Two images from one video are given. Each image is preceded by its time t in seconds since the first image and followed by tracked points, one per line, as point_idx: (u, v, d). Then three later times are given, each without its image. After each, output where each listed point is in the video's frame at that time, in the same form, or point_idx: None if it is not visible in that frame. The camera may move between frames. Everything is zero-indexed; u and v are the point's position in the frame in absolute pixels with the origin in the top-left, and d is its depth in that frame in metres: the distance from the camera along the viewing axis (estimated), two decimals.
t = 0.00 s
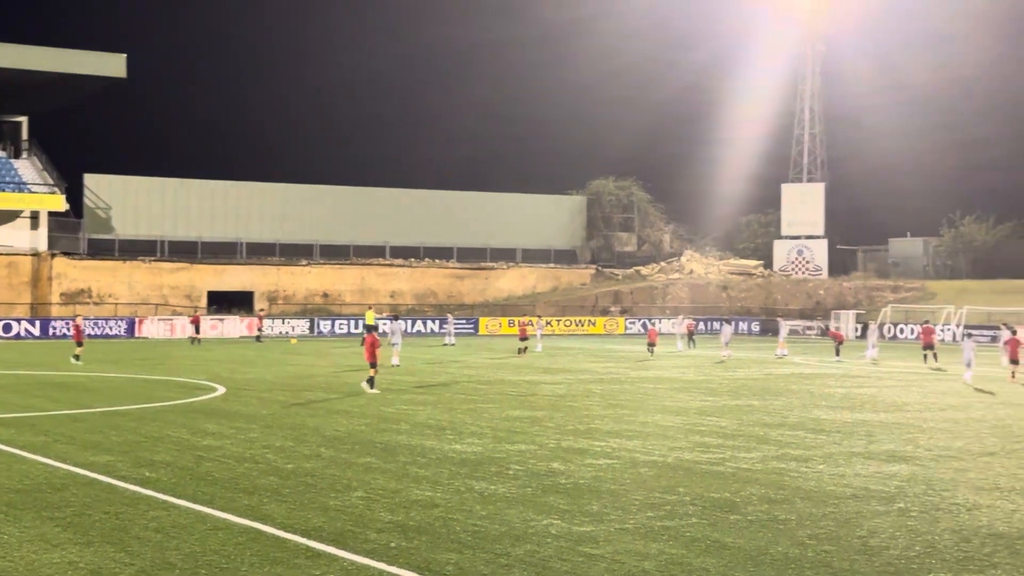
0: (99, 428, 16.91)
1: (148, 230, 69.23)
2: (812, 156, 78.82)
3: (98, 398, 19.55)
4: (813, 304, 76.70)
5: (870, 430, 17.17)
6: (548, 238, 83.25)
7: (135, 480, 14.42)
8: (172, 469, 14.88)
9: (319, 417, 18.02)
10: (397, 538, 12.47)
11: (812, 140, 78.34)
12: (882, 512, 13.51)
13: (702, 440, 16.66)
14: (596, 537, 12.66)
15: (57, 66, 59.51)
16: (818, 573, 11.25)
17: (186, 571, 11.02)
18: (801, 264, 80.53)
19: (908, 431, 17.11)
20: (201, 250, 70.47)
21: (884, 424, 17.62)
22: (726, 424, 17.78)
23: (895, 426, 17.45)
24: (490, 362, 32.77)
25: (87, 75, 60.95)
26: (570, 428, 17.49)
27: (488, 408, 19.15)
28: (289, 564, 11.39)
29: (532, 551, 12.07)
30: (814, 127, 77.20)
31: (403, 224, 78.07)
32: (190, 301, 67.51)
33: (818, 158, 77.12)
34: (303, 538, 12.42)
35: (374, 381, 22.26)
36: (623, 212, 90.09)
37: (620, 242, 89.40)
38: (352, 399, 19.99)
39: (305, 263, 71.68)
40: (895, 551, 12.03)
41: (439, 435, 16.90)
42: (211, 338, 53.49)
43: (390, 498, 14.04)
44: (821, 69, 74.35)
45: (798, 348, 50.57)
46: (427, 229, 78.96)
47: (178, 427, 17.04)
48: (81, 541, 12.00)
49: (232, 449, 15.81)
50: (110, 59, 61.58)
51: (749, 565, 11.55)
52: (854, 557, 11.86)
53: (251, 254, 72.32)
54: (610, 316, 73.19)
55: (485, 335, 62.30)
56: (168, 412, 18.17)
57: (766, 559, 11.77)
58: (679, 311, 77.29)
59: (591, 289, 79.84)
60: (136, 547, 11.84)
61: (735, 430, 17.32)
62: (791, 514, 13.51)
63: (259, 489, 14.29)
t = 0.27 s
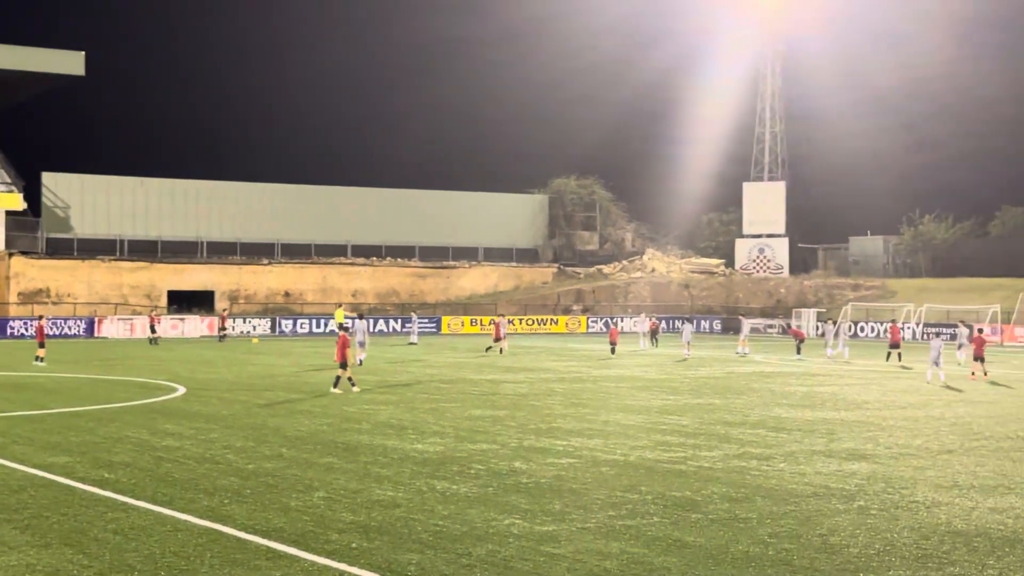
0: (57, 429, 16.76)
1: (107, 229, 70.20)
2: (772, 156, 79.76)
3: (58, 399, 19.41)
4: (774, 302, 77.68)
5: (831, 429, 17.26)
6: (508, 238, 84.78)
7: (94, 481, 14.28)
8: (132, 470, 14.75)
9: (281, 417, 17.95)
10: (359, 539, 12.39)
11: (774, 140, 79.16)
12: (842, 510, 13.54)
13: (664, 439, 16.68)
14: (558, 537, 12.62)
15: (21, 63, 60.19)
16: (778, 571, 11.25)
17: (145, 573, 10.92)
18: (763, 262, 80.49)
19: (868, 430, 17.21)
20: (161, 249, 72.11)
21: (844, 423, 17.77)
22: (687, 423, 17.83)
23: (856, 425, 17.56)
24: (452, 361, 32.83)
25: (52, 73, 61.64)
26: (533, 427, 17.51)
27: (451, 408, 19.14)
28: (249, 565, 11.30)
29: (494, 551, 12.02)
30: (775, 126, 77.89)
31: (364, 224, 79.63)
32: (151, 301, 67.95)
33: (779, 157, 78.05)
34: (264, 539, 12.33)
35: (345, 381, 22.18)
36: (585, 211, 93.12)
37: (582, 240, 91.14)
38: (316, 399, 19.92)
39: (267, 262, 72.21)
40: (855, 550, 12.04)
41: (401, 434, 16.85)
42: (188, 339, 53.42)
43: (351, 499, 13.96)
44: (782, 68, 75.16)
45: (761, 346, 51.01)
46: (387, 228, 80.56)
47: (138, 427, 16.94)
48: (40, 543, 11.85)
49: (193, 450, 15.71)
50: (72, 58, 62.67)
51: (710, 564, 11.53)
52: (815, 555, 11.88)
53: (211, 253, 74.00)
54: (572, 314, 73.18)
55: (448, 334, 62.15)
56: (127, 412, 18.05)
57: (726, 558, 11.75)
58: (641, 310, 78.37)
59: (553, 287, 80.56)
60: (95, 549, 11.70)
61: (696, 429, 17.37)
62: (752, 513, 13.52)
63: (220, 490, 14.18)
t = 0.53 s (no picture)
0: (29, 429, 16.63)
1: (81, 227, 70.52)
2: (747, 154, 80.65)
3: (30, 398, 19.27)
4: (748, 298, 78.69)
5: (805, 425, 17.35)
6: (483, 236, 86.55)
7: (66, 481, 14.17)
8: (105, 469, 14.65)
9: (255, 415, 17.91)
10: (333, 538, 12.35)
11: (748, 137, 79.94)
12: (817, 507, 13.57)
13: (639, 436, 16.73)
14: (533, 534, 12.60)
15: (13, 62, 60.80)
16: (753, 568, 11.26)
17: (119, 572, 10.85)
18: (737, 259, 81.41)
19: (842, 426, 17.33)
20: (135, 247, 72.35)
21: (818, 419, 17.91)
22: (662, 420, 17.91)
23: (829, 422, 17.68)
24: (429, 359, 32.92)
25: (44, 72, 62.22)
26: (508, 424, 17.55)
27: (427, 405, 19.17)
28: (223, 564, 11.24)
29: (469, 549, 11.99)
30: (749, 124, 78.47)
31: (338, 221, 80.58)
32: (124, 299, 68.62)
33: (753, 155, 78.93)
34: (238, 538, 12.27)
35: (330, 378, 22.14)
36: (561, 208, 92.14)
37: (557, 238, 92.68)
38: (292, 397, 19.89)
39: (241, 259, 73.64)
40: (830, 545, 12.06)
41: (376, 432, 16.84)
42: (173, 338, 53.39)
43: (326, 497, 13.92)
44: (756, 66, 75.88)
45: (737, 343, 51.43)
46: (361, 226, 81.48)
47: (111, 427, 16.84)
48: (12, 544, 11.74)
49: (167, 449, 15.63)
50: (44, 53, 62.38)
51: (684, 561, 11.52)
52: (788, 551, 11.89)
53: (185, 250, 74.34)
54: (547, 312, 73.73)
55: (422, 331, 62.11)
56: (100, 412, 17.95)
57: (700, 555, 11.75)
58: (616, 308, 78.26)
59: (529, 286, 82.01)
60: (68, 549, 11.62)
61: (671, 426, 17.44)
62: (727, 510, 13.53)
63: (194, 489, 14.11)
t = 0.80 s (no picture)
0: (4, 427, 16.55)
1: (56, 223, 71.33)
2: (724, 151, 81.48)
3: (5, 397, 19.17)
4: (725, 295, 79.89)
5: (781, 422, 17.47)
6: (461, 234, 87.66)
7: (41, 479, 14.09)
8: (81, 468, 14.59)
9: (233, 413, 17.90)
10: (310, 536, 12.31)
11: (725, 135, 80.61)
12: (793, 503, 13.62)
13: (617, 433, 16.80)
14: (510, 531, 12.60)
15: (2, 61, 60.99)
16: (730, 564, 11.28)
17: (95, 571, 10.81)
18: (714, 257, 83.76)
19: (818, 423, 17.45)
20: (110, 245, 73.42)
21: (794, 416, 18.04)
22: (639, 417, 18.00)
23: (805, 418, 17.80)
24: (407, 357, 33.02)
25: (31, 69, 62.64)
26: (485, 422, 17.59)
27: (404, 403, 19.22)
28: (199, 562, 11.21)
29: (446, 546, 11.97)
30: (725, 121, 78.98)
31: (315, 218, 81.42)
32: (100, 297, 69.79)
33: (730, 152, 79.70)
34: (215, 536, 12.23)
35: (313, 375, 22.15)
36: (538, 205, 91.84)
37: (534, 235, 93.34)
38: (270, 395, 19.89)
39: (217, 258, 74.29)
40: (805, 541, 12.09)
41: (353, 430, 16.86)
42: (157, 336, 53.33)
43: (302, 495, 13.89)
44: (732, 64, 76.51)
45: (715, 340, 51.78)
46: (338, 223, 82.36)
47: (87, 425, 16.79)
48: None
49: (143, 447, 15.59)
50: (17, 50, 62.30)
51: (661, 557, 11.53)
52: (764, 547, 11.93)
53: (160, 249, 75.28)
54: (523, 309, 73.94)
55: (400, 329, 62.08)
56: (76, 410, 17.89)
57: (676, 551, 11.77)
58: (594, 305, 77.85)
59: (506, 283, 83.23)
60: (44, 548, 11.56)
61: (648, 423, 17.52)
62: (703, 506, 13.56)
63: (170, 487, 14.06)
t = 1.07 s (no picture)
0: None
1: (33, 220, 71.07)
2: (703, 147, 81.88)
3: None
4: (704, 293, 80.11)
5: (760, 418, 17.59)
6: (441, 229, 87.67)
7: (18, 476, 14.00)
8: (58, 465, 14.52)
9: (211, 410, 17.90)
10: (289, 532, 12.30)
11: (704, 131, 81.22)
12: (772, 499, 13.66)
13: (596, 429, 16.87)
14: (490, 527, 12.60)
15: None
16: (709, 559, 11.32)
17: (74, 567, 10.78)
18: (693, 253, 84.94)
19: (797, 418, 17.58)
20: (88, 242, 73.42)
21: (773, 412, 18.15)
22: (618, 413, 18.09)
23: (784, 414, 17.93)
24: (388, 353, 33.08)
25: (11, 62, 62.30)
26: (464, 418, 17.64)
27: (384, 399, 19.26)
28: (178, 559, 11.19)
29: (425, 542, 11.97)
30: (704, 117, 79.63)
31: (293, 215, 81.58)
32: (78, 293, 69.67)
33: (709, 148, 80.48)
34: (195, 532, 12.21)
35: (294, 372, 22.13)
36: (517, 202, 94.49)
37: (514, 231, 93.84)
38: (250, 392, 19.90)
39: (197, 254, 74.22)
40: (784, 537, 12.13)
41: (332, 426, 16.88)
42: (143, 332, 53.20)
43: (281, 491, 13.88)
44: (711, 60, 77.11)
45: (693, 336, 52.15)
46: (316, 220, 82.48)
47: (64, 422, 16.74)
48: None
49: (121, 444, 15.55)
50: None
51: (640, 553, 11.55)
52: (743, 543, 11.95)
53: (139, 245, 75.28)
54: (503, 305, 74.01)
55: (379, 326, 62.13)
56: (53, 407, 17.83)
57: (655, 547, 11.79)
58: (574, 302, 77.85)
59: (486, 280, 82.98)
60: (21, 546, 11.50)
61: (628, 419, 17.62)
62: (683, 502, 13.59)
63: (148, 484, 14.02)
